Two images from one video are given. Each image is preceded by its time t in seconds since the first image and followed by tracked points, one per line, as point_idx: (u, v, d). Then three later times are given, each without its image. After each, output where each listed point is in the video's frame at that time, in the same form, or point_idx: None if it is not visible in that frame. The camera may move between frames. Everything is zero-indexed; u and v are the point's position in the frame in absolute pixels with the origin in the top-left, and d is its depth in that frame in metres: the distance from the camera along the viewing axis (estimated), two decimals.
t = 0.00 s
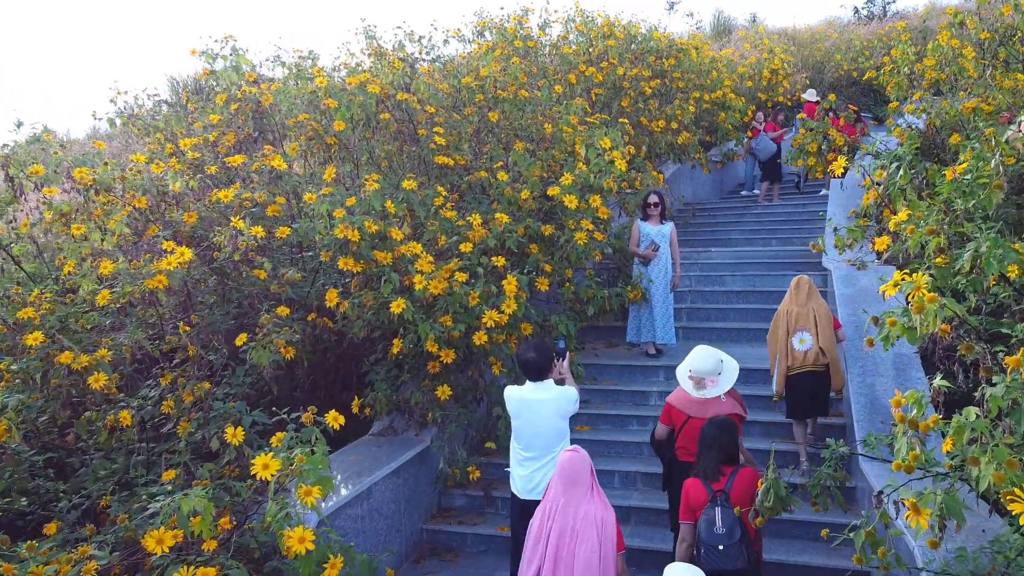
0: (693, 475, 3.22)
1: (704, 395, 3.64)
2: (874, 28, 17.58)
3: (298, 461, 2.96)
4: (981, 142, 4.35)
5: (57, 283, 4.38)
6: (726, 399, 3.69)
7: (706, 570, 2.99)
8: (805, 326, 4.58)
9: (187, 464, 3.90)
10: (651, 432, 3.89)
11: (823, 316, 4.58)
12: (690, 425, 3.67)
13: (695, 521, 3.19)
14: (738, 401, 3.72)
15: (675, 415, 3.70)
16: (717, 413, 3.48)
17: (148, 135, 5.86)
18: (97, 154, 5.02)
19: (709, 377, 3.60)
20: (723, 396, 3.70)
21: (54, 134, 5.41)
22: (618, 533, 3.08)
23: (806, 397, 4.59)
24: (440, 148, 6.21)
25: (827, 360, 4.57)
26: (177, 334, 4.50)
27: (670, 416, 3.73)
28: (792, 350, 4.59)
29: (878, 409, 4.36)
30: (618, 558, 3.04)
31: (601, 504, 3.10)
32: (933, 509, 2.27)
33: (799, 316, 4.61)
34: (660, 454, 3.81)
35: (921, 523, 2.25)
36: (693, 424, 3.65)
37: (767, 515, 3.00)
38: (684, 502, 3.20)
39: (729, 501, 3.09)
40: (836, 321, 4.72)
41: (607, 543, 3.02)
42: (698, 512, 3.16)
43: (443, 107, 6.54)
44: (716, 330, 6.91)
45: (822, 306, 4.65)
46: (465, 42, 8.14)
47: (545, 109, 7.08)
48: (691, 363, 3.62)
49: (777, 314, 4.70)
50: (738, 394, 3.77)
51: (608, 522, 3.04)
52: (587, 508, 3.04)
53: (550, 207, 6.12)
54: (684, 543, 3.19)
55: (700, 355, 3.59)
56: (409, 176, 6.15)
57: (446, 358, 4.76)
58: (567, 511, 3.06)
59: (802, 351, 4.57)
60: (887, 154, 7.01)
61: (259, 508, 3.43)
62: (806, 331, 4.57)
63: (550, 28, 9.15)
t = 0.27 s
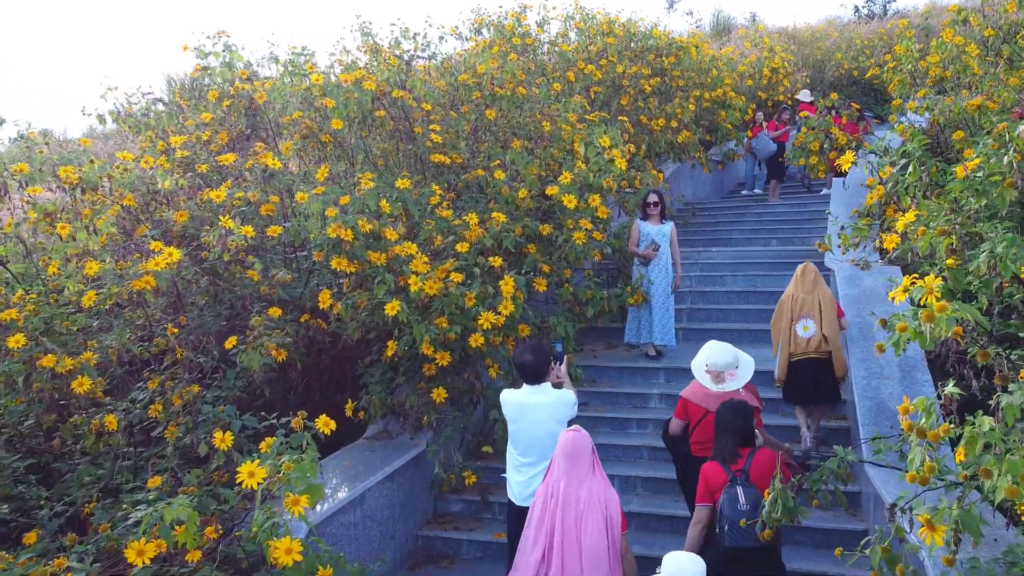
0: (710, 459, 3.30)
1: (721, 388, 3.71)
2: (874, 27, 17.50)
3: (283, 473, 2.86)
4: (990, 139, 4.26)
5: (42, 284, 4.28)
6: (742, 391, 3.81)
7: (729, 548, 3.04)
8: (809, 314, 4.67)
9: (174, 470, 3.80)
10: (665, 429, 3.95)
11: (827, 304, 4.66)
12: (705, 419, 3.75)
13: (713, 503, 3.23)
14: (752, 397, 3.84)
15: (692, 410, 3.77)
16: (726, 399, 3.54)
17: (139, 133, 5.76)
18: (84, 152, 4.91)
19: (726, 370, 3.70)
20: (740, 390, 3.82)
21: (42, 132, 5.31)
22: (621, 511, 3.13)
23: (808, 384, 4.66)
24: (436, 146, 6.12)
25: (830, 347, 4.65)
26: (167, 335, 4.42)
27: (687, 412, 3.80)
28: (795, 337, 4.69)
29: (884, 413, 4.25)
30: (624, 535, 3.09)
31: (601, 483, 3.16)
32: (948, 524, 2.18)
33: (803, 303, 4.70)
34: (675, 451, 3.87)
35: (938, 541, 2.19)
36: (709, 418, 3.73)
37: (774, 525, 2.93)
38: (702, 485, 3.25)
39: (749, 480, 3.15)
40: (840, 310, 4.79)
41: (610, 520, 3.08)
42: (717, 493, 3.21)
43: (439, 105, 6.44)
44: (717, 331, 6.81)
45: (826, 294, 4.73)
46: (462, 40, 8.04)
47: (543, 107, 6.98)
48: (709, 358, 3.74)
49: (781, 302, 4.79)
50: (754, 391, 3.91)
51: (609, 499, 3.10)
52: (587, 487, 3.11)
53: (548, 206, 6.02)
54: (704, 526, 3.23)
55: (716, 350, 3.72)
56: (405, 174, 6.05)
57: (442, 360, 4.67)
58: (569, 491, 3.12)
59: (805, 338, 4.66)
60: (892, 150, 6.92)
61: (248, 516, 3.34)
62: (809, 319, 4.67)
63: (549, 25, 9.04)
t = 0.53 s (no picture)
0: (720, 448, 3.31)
1: (724, 383, 3.70)
2: (873, 26, 17.42)
3: (270, 482, 2.75)
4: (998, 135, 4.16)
5: (26, 284, 4.17)
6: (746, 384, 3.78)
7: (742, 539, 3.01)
8: (811, 306, 4.65)
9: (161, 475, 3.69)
10: (668, 430, 3.89)
11: (828, 296, 4.66)
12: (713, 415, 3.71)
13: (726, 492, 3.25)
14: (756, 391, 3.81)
15: (697, 410, 3.72)
16: (732, 390, 3.57)
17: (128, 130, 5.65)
18: (70, 149, 4.81)
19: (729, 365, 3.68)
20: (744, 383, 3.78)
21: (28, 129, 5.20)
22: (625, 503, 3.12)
23: (810, 374, 4.70)
24: (431, 144, 6.01)
25: (831, 339, 4.66)
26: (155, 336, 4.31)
27: (692, 412, 3.74)
28: (796, 329, 4.70)
29: (889, 416, 4.14)
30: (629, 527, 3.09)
31: (605, 475, 3.14)
32: (962, 533, 2.08)
33: (804, 296, 4.70)
34: (679, 452, 3.79)
35: (951, 547, 2.07)
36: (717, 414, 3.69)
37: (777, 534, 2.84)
38: (712, 474, 3.27)
39: (761, 469, 3.15)
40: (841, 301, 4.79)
41: (615, 512, 3.06)
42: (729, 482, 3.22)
43: (434, 102, 6.34)
44: (717, 332, 6.70)
45: (827, 287, 4.71)
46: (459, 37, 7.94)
47: (540, 104, 6.88)
48: (712, 354, 3.73)
49: (782, 295, 4.77)
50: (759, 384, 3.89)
51: (613, 492, 3.08)
52: (593, 480, 3.08)
53: (545, 205, 5.92)
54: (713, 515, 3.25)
55: (721, 347, 3.73)
56: (399, 173, 5.94)
57: (436, 362, 4.56)
58: (574, 484, 3.09)
59: (806, 330, 4.68)
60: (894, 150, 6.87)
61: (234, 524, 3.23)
62: (810, 311, 4.66)
63: (546, 22, 8.94)
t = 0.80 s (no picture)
0: (729, 446, 3.27)
1: (716, 366, 3.78)
2: (872, 25, 17.34)
3: (253, 493, 2.65)
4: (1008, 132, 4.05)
5: (8, 284, 4.06)
6: (739, 370, 3.86)
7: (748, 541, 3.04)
8: (807, 298, 4.68)
9: (146, 482, 3.59)
10: (665, 415, 4.01)
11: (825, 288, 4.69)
12: (707, 400, 3.82)
13: (734, 491, 3.21)
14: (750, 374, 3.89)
15: (693, 393, 3.85)
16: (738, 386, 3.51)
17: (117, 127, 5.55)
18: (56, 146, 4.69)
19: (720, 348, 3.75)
20: (736, 368, 3.86)
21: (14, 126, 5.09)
22: (643, 502, 3.03)
23: (806, 367, 4.70)
24: (427, 141, 5.91)
25: (828, 331, 4.69)
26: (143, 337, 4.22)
27: (688, 396, 3.87)
28: (795, 322, 4.70)
29: (894, 421, 4.06)
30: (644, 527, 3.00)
31: (624, 473, 3.05)
32: (982, 546, 1.98)
33: (801, 288, 4.72)
34: (676, 435, 3.93)
35: (970, 561, 1.96)
36: (712, 397, 3.80)
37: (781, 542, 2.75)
38: (721, 472, 3.23)
39: (771, 469, 3.12)
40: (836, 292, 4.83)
41: (631, 511, 2.98)
42: (738, 482, 3.19)
43: (429, 100, 6.23)
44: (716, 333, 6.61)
45: (823, 278, 4.74)
46: (455, 34, 7.84)
47: (537, 102, 6.78)
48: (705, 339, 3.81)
49: (779, 286, 4.78)
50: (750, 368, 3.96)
51: (632, 491, 2.99)
52: (611, 477, 3.00)
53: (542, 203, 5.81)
54: (723, 514, 3.21)
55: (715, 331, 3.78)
56: (394, 171, 5.84)
57: (430, 363, 4.46)
58: (591, 479, 3.01)
59: (805, 323, 4.68)
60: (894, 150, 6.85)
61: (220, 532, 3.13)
62: (807, 303, 4.68)
63: (543, 19, 8.84)
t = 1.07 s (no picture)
0: (738, 437, 3.30)
1: (713, 354, 3.95)
2: (871, 24, 17.28)
3: (238, 502, 2.57)
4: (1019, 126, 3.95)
5: None
6: (736, 357, 4.01)
7: (757, 534, 3.10)
8: (805, 286, 4.76)
9: (130, 488, 3.49)
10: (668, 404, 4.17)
11: (823, 276, 4.77)
12: (706, 386, 3.96)
13: (744, 483, 3.25)
14: (748, 360, 4.04)
15: (692, 380, 4.01)
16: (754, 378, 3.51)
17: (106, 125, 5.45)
18: (41, 144, 4.60)
19: (717, 336, 3.93)
20: (733, 355, 4.01)
21: None
22: (664, 480, 3.19)
23: (804, 354, 4.76)
24: (422, 139, 5.81)
25: (826, 319, 4.77)
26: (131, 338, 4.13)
27: (688, 384, 4.02)
28: (795, 309, 4.75)
29: (899, 424, 3.97)
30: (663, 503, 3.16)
31: (648, 451, 3.22)
32: (1003, 561, 1.89)
33: (799, 276, 4.79)
34: (678, 422, 4.09)
35: None
36: (710, 384, 3.94)
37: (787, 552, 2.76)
38: (731, 464, 3.26)
39: (782, 463, 3.15)
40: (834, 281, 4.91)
41: (650, 486, 3.15)
42: (748, 474, 3.23)
43: (424, 97, 6.14)
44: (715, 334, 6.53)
45: (821, 267, 4.83)
46: (451, 31, 7.75)
47: (534, 99, 6.69)
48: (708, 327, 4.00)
49: (777, 274, 4.86)
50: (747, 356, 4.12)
51: (652, 467, 3.16)
52: (632, 452, 3.19)
53: (539, 202, 5.72)
54: (734, 504, 3.26)
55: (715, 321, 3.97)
56: (389, 170, 5.75)
57: (424, 365, 4.36)
58: (614, 452, 3.22)
59: (804, 310, 4.74)
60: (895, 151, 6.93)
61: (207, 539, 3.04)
62: (805, 291, 4.76)
63: (540, 16, 8.75)
